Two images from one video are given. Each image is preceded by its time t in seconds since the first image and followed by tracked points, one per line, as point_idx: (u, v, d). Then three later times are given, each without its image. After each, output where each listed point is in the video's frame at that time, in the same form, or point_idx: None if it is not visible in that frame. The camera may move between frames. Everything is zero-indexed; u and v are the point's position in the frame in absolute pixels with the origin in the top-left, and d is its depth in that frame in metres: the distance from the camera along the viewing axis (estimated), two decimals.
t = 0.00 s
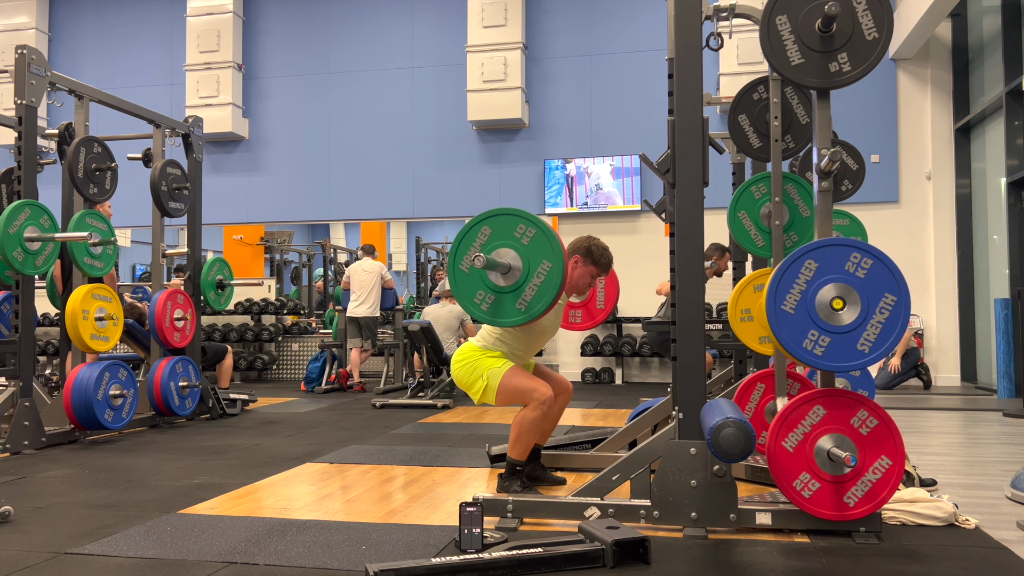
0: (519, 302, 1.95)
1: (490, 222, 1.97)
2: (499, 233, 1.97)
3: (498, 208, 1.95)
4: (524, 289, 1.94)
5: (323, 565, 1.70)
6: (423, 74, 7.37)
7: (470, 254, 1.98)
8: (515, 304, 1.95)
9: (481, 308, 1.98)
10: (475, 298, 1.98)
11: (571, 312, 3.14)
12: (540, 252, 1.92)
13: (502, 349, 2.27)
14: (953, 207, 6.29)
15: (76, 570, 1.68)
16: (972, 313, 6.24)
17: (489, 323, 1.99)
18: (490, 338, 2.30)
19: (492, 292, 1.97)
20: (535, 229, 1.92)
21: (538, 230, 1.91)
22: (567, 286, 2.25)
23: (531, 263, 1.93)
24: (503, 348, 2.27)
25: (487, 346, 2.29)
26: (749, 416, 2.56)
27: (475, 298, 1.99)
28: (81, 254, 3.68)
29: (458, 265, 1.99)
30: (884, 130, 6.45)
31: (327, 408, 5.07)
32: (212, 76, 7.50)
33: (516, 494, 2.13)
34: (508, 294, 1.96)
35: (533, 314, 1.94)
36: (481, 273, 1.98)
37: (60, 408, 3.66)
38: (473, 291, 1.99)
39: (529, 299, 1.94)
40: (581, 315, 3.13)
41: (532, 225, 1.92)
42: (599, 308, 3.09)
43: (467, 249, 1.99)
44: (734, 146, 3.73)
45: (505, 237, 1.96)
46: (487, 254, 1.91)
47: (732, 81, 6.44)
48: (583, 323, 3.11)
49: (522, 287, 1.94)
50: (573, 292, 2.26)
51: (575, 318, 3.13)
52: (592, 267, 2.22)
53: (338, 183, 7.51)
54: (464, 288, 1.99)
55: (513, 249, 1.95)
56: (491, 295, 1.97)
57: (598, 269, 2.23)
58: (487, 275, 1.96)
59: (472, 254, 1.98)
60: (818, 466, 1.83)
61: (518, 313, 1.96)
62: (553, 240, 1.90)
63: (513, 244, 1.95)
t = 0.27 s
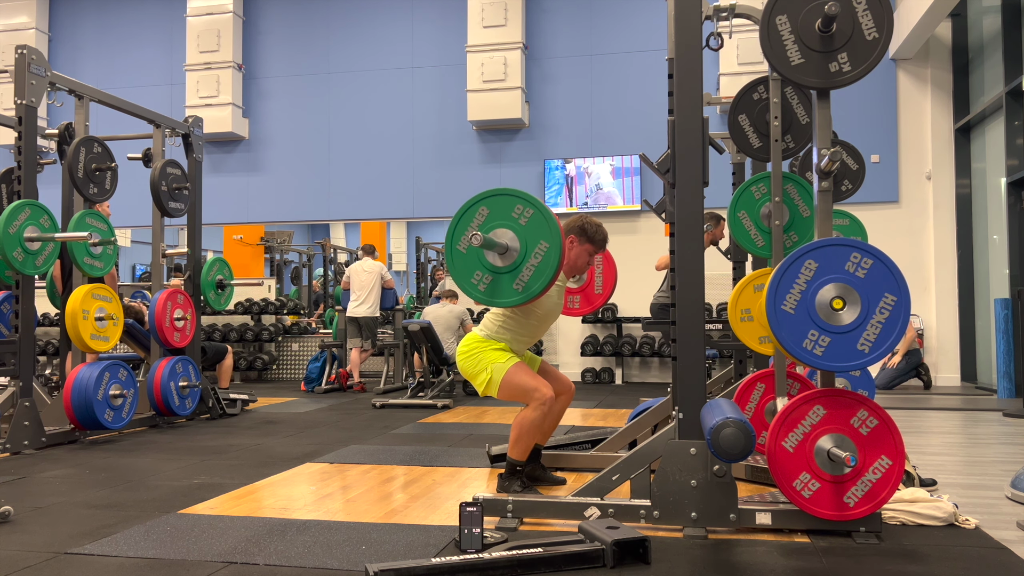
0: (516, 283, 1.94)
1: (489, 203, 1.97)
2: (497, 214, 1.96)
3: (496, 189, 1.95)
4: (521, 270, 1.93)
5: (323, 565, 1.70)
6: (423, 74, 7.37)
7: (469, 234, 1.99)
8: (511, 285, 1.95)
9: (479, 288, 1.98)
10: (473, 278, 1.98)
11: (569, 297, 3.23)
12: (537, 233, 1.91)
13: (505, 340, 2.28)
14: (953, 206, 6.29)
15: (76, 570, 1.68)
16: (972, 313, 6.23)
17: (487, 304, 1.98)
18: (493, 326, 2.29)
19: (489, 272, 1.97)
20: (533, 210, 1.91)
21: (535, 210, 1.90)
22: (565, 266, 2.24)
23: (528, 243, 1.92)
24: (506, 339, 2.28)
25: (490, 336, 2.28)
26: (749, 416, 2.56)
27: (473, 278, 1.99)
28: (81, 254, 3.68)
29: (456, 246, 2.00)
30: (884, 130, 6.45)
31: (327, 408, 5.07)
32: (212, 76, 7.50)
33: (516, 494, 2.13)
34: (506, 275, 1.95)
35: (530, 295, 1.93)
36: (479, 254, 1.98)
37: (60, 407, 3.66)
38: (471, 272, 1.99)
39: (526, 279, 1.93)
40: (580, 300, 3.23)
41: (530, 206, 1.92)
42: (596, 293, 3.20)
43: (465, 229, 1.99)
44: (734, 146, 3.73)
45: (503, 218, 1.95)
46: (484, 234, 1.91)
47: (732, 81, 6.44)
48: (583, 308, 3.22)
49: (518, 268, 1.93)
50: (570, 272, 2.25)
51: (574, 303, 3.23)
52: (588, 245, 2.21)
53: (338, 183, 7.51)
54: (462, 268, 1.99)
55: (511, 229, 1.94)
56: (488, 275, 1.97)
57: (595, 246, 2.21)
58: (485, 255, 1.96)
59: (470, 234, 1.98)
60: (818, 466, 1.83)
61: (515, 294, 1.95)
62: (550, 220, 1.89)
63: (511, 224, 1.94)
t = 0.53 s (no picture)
0: (516, 263, 1.94)
1: (481, 186, 1.96)
2: (490, 196, 1.96)
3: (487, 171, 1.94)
4: (520, 249, 1.93)
5: (323, 565, 1.70)
6: (423, 74, 7.37)
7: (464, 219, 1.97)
8: (511, 265, 1.94)
9: (479, 272, 1.97)
10: (472, 262, 1.97)
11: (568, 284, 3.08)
12: (533, 211, 1.91)
13: (513, 333, 2.27)
14: (953, 206, 6.29)
15: (76, 570, 1.68)
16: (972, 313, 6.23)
17: (489, 286, 1.97)
18: (500, 318, 2.28)
19: (488, 255, 1.96)
20: (526, 188, 1.91)
21: (529, 188, 1.90)
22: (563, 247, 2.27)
23: (524, 222, 1.92)
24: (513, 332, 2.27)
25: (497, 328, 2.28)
26: (749, 416, 2.56)
27: (473, 262, 1.98)
28: (81, 254, 3.68)
29: (452, 232, 1.98)
30: (884, 130, 6.45)
31: (327, 408, 5.07)
32: (212, 76, 7.50)
33: (516, 494, 2.13)
34: (505, 256, 1.95)
35: (531, 273, 1.93)
36: (476, 237, 1.96)
37: (60, 407, 3.66)
38: (470, 256, 1.98)
39: (526, 258, 1.93)
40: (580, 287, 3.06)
41: (523, 184, 1.92)
42: (595, 277, 3.03)
43: (460, 214, 1.98)
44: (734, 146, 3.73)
45: (497, 199, 1.95)
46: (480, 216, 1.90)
47: (731, 81, 6.44)
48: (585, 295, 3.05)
49: (517, 247, 1.93)
50: (570, 251, 2.28)
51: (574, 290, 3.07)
52: (580, 223, 2.23)
53: (338, 183, 7.51)
54: (461, 253, 1.98)
55: (506, 210, 1.93)
56: (488, 258, 1.96)
57: (588, 223, 2.23)
58: (483, 238, 1.95)
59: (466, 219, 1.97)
60: (818, 466, 1.83)
61: (516, 274, 1.94)
62: (544, 196, 1.89)
63: (505, 205, 1.94)
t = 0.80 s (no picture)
0: (516, 245, 1.93)
1: (471, 174, 1.97)
2: (482, 182, 1.96)
3: (476, 158, 1.95)
4: (519, 230, 1.92)
5: (323, 565, 1.70)
6: (423, 74, 7.37)
7: (460, 210, 1.96)
8: (512, 247, 1.93)
9: (481, 259, 1.96)
10: (473, 250, 1.96)
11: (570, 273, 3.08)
12: (526, 190, 1.91)
13: (520, 323, 2.26)
14: (953, 206, 6.29)
15: (76, 570, 1.68)
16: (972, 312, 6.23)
17: (493, 272, 1.96)
18: (508, 309, 2.28)
19: (488, 240, 1.95)
20: (517, 168, 1.92)
21: (519, 167, 1.91)
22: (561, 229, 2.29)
23: (519, 202, 1.92)
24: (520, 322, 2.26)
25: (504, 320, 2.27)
26: (749, 416, 2.56)
27: (474, 251, 1.97)
28: (81, 254, 3.68)
29: (450, 224, 1.98)
30: (884, 130, 6.46)
31: (327, 408, 5.07)
32: (212, 76, 7.50)
33: (516, 494, 2.13)
34: (504, 239, 1.94)
35: (533, 252, 1.91)
36: (473, 225, 1.96)
37: (60, 407, 3.66)
38: (471, 245, 1.97)
39: (526, 238, 1.92)
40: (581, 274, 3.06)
41: (513, 165, 1.92)
42: (595, 261, 3.03)
43: (455, 205, 1.97)
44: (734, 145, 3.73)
45: (490, 185, 1.95)
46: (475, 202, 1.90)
47: (731, 81, 6.44)
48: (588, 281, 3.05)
49: (516, 229, 1.92)
50: (568, 233, 2.30)
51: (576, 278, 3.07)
52: (573, 203, 2.25)
53: (338, 183, 7.51)
54: (461, 244, 1.97)
55: (500, 193, 1.94)
56: (488, 244, 1.95)
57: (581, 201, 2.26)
58: (480, 225, 1.95)
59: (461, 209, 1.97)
60: (818, 466, 1.83)
61: (517, 256, 1.93)
62: (535, 173, 1.89)
63: (498, 188, 1.94)
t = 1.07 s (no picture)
0: (515, 220, 1.91)
1: (462, 158, 1.97)
2: (474, 164, 1.96)
3: (465, 140, 1.95)
4: (516, 205, 1.90)
5: (323, 565, 1.70)
6: (423, 74, 7.37)
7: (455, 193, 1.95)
8: (511, 223, 1.91)
9: (481, 239, 1.95)
10: (472, 231, 1.95)
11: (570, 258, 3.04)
12: (518, 163, 1.90)
13: (525, 305, 2.27)
14: (953, 206, 6.29)
15: (76, 570, 1.68)
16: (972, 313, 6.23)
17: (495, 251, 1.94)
18: (512, 294, 2.28)
19: (486, 220, 1.94)
20: (506, 143, 1.91)
21: (508, 142, 1.90)
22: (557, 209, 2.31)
23: (513, 178, 1.90)
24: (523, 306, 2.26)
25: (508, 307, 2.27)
26: (749, 416, 2.56)
27: (473, 232, 1.95)
28: (81, 254, 3.68)
29: (447, 210, 1.97)
30: (884, 130, 6.46)
31: (327, 408, 5.07)
32: (212, 77, 7.50)
33: (516, 494, 2.13)
34: (502, 216, 1.92)
35: (532, 225, 1.89)
36: (471, 207, 1.95)
37: (60, 407, 3.66)
38: (470, 226, 1.96)
39: (524, 212, 1.90)
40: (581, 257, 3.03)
41: (502, 141, 1.91)
42: (594, 242, 3.01)
43: (449, 189, 1.97)
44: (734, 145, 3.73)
45: (481, 165, 1.95)
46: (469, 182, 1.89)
47: (731, 81, 6.44)
48: (589, 263, 3.02)
49: (513, 205, 1.91)
50: (564, 211, 2.32)
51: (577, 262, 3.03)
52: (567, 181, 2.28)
53: (338, 183, 7.51)
54: (460, 227, 1.96)
55: (492, 171, 1.93)
56: (487, 224, 1.94)
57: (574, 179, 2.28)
58: (477, 205, 1.94)
59: (456, 192, 1.96)
60: (818, 466, 1.83)
61: (517, 232, 1.91)
62: (525, 146, 1.88)
63: (490, 167, 1.93)
